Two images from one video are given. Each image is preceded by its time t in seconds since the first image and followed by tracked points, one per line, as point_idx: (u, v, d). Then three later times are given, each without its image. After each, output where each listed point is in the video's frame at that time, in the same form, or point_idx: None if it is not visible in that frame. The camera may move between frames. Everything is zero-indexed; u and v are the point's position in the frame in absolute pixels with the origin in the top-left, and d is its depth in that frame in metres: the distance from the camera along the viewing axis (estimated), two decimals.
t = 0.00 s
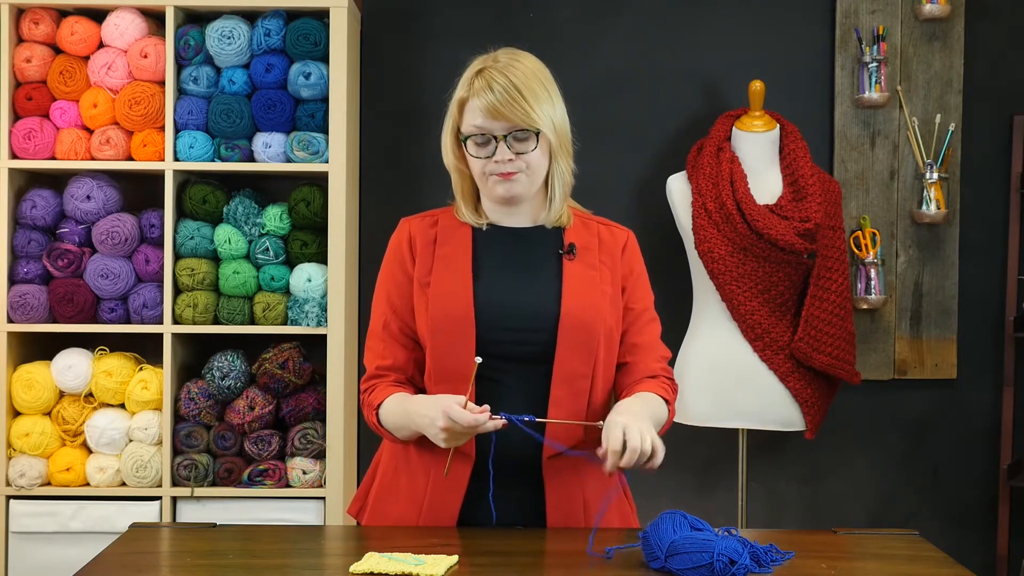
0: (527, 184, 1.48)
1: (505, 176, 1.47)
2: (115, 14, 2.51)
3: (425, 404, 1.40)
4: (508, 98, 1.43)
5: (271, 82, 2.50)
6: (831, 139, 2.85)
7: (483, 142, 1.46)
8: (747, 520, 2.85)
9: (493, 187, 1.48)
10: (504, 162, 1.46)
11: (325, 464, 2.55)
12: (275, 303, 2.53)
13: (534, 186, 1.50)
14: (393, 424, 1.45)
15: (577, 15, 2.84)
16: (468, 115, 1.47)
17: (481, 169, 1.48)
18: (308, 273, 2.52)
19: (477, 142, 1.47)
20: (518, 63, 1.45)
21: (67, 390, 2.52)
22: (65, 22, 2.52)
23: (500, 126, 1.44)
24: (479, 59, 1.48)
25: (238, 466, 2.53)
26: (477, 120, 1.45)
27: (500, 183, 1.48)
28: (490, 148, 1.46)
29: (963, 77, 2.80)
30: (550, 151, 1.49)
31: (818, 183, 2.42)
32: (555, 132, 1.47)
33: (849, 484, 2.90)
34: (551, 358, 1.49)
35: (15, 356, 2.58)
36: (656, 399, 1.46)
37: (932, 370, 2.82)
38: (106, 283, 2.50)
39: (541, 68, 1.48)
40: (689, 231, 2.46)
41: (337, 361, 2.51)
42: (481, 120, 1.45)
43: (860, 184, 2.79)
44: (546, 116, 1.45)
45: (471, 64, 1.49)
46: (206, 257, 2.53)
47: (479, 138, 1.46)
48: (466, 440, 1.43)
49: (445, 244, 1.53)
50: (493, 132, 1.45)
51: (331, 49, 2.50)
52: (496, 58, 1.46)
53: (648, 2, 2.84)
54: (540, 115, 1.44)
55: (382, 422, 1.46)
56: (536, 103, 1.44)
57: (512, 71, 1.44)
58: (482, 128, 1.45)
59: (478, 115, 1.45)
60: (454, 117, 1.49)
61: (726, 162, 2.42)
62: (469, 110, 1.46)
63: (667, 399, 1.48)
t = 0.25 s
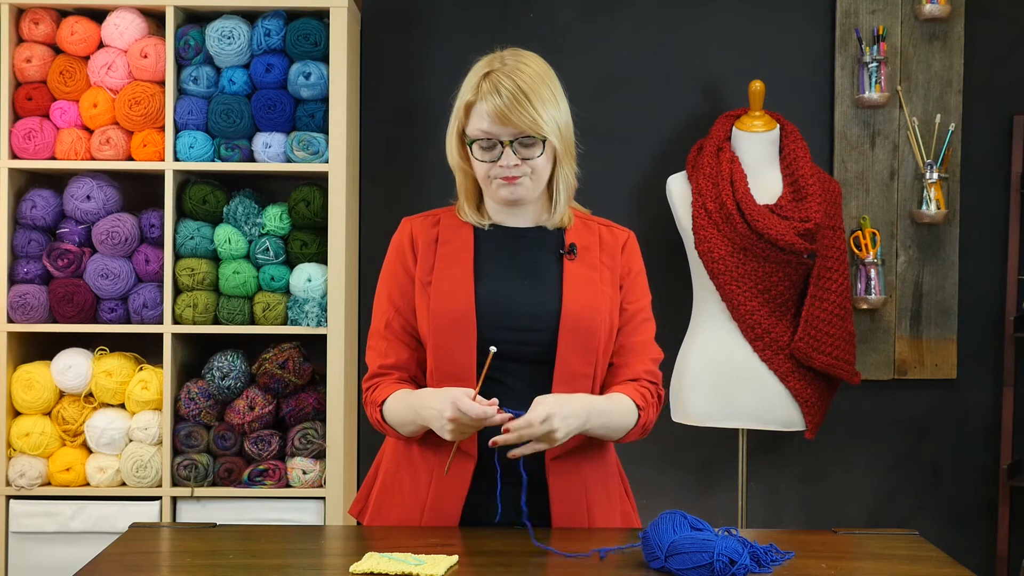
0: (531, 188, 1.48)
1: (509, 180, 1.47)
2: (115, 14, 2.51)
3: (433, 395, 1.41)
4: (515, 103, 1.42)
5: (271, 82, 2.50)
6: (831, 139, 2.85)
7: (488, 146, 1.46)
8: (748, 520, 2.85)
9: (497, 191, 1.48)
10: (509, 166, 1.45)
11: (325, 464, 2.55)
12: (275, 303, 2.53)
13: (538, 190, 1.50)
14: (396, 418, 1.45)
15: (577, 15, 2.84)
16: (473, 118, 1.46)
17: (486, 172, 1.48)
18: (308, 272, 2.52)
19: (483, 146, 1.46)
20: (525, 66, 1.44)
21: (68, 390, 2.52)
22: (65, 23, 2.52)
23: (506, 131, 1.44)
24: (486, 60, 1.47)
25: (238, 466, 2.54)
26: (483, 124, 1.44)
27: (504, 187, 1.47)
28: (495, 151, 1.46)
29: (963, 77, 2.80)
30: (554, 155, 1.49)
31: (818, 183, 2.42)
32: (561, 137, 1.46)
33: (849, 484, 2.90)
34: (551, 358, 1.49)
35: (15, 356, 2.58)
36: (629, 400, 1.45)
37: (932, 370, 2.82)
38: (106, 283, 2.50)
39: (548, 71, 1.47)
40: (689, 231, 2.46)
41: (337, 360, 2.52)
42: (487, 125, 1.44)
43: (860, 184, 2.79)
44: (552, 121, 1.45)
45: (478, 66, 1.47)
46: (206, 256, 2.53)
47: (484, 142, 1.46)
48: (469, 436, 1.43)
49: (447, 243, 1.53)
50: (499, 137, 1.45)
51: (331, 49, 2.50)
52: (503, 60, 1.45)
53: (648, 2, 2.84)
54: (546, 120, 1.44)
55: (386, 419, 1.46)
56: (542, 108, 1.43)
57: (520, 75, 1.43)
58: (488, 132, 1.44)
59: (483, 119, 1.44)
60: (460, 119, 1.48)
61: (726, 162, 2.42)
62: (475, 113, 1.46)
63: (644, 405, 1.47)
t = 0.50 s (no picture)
0: (531, 191, 1.48)
1: (509, 182, 1.47)
2: (115, 14, 2.51)
3: (425, 396, 1.41)
4: (517, 104, 1.42)
5: (271, 82, 2.50)
6: (831, 139, 2.85)
7: (490, 148, 1.46)
8: (748, 520, 2.85)
9: (497, 192, 1.48)
10: (510, 168, 1.45)
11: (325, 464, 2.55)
12: (275, 303, 2.53)
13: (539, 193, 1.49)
14: (392, 416, 1.45)
15: (577, 15, 2.84)
16: (476, 119, 1.46)
17: (486, 173, 1.47)
18: (308, 272, 2.52)
19: (484, 147, 1.46)
20: (528, 68, 1.44)
21: (67, 390, 2.52)
22: (65, 22, 2.52)
23: (507, 132, 1.44)
24: (491, 61, 1.47)
25: (238, 466, 2.53)
26: (484, 125, 1.44)
27: (504, 189, 1.47)
28: (496, 153, 1.46)
29: (963, 77, 2.80)
30: (556, 158, 1.48)
31: (818, 183, 2.42)
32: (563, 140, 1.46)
33: (849, 484, 2.90)
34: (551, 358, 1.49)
35: (15, 356, 2.58)
36: (632, 404, 1.45)
37: (932, 370, 2.82)
38: (106, 283, 2.50)
39: (552, 73, 1.47)
40: (689, 231, 2.46)
41: (337, 360, 2.52)
42: (488, 126, 1.44)
43: (860, 184, 2.79)
44: (554, 124, 1.44)
45: (482, 67, 1.47)
46: (206, 256, 2.53)
47: (486, 143, 1.46)
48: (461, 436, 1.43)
49: (446, 242, 1.53)
50: (500, 138, 1.44)
51: (331, 49, 2.50)
52: (507, 61, 1.45)
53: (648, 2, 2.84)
54: (548, 123, 1.44)
55: (383, 417, 1.46)
56: (543, 110, 1.43)
57: (523, 77, 1.43)
58: (490, 133, 1.44)
59: (485, 120, 1.44)
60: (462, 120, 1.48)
61: (726, 162, 2.43)
62: (477, 114, 1.46)
63: (644, 406, 1.46)
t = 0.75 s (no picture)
0: (530, 191, 1.48)
1: (508, 182, 1.46)
2: (115, 14, 2.51)
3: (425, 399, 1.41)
4: (516, 104, 1.42)
5: (271, 82, 2.50)
6: (831, 139, 2.85)
7: (489, 148, 1.46)
8: (748, 520, 2.85)
9: (496, 192, 1.48)
10: (509, 167, 1.45)
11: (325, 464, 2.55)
12: (275, 303, 2.53)
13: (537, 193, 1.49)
14: (391, 417, 1.45)
15: (577, 14, 2.84)
16: (475, 118, 1.46)
17: (485, 173, 1.47)
18: (308, 272, 2.52)
19: (483, 147, 1.46)
20: (528, 68, 1.44)
21: (67, 390, 2.52)
22: (65, 23, 2.52)
23: (507, 132, 1.44)
24: (491, 61, 1.47)
25: (238, 466, 2.53)
26: (484, 125, 1.44)
27: (503, 189, 1.47)
28: (495, 153, 1.46)
29: (963, 77, 2.80)
30: (555, 158, 1.49)
31: (818, 183, 2.42)
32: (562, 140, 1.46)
33: (849, 484, 2.90)
34: (551, 358, 1.49)
35: (15, 356, 2.58)
36: (630, 401, 1.45)
37: (932, 370, 2.82)
38: (106, 283, 2.50)
39: (551, 73, 1.47)
40: (689, 231, 2.46)
41: (337, 360, 2.52)
42: (488, 125, 1.44)
43: (860, 184, 2.79)
44: (553, 124, 1.45)
45: (482, 66, 1.47)
46: (206, 256, 2.53)
47: (485, 142, 1.46)
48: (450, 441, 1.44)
49: (445, 242, 1.53)
50: (499, 138, 1.44)
51: (331, 49, 2.50)
52: (508, 61, 1.45)
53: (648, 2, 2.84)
54: (547, 123, 1.44)
55: (382, 419, 1.46)
56: (543, 110, 1.43)
57: (523, 76, 1.43)
58: (489, 133, 1.44)
59: (485, 120, 1.44)
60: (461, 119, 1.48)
61: (726, 162, 2.42)
62: (476, 113, 1.46)
63: (643, 404, 1.46)
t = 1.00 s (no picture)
0: (532, 191, 1.48)
1: (510, 182, 1.47)
2: (115, 14, 2.51)
3: (436, 403, 1.41)
4: (520, 105, 1.42)
5: (271, 82, 2.50)
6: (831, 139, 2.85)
7: (493, 147, 1.46)
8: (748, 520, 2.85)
9: (497, 192, 1.48)
10: (512, 168, 1.45)
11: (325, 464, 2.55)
12: (275, 303, 2.53)
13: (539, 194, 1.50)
14: (399, 420, 1.44)
15: (577, 14, 2.84)
16: (478, 118, 1.46)
17: (487, 173, 1.47)
18: (308, 272, 2.52)
19: (486, 146, 1.46)
20: (532, 68, 1.45)
21: (67, 390, 2.52)
22: (65, 23, 2.52)
23: (510, 132, 1.44)
24: (494, 60, 1.47)
25: (238, 466, 2.53)
26: (487, 124, 1.44)
27: (505, 189, 1.47)
28: (498, 152, 1.46)
29: (963, 77, 2.80)
30: (557, 159, 1.49)
31: (818, 183, 2.42)
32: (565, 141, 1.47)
33: (849, 484, 2.90)
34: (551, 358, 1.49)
35: (15, 356, 2.58)
36: (630, 403, 1.45)
37: (932, 370, 2.82)
38: (106, 283, 2.50)
39: (555, 74, 1.48)
40: (689, 231, 2.46)
41: (337, 360, 2.52)
42: (491, 125, 1.44)
43: (860, 184, 2.79)
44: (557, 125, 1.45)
45: (486, 65, 1.47)
46: (206, 256, 2.53)
47: (488, 142, 1.46)
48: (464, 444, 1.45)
49: (445, 242, 1.53)
50: (503, 138, 1.45)
51: (331, 49, 2.50)
52: (512, 61, 1.45)
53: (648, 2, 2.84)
54: (552, 124, 1.44)
55: (390, 421, 1.46)
56: (547, 111, 1.44)
57: (528, 77, 1.43)
58: (493, 133, 1.44)
59: (488, 119, 1.44)
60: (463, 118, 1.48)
61: (726, 162, 2.43)
62: (479, 113, 1.45)
63: (643, 405, 1.47)
